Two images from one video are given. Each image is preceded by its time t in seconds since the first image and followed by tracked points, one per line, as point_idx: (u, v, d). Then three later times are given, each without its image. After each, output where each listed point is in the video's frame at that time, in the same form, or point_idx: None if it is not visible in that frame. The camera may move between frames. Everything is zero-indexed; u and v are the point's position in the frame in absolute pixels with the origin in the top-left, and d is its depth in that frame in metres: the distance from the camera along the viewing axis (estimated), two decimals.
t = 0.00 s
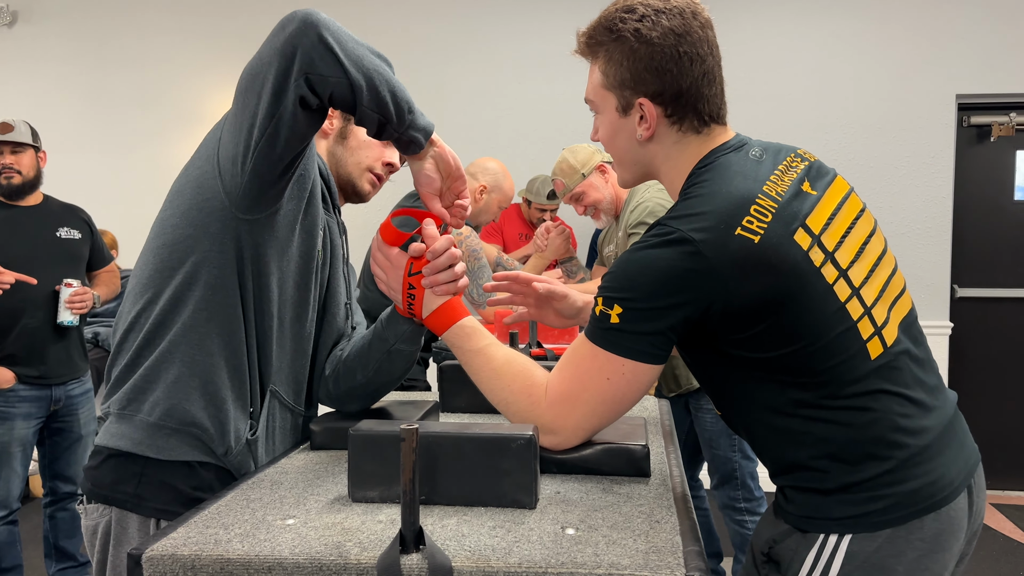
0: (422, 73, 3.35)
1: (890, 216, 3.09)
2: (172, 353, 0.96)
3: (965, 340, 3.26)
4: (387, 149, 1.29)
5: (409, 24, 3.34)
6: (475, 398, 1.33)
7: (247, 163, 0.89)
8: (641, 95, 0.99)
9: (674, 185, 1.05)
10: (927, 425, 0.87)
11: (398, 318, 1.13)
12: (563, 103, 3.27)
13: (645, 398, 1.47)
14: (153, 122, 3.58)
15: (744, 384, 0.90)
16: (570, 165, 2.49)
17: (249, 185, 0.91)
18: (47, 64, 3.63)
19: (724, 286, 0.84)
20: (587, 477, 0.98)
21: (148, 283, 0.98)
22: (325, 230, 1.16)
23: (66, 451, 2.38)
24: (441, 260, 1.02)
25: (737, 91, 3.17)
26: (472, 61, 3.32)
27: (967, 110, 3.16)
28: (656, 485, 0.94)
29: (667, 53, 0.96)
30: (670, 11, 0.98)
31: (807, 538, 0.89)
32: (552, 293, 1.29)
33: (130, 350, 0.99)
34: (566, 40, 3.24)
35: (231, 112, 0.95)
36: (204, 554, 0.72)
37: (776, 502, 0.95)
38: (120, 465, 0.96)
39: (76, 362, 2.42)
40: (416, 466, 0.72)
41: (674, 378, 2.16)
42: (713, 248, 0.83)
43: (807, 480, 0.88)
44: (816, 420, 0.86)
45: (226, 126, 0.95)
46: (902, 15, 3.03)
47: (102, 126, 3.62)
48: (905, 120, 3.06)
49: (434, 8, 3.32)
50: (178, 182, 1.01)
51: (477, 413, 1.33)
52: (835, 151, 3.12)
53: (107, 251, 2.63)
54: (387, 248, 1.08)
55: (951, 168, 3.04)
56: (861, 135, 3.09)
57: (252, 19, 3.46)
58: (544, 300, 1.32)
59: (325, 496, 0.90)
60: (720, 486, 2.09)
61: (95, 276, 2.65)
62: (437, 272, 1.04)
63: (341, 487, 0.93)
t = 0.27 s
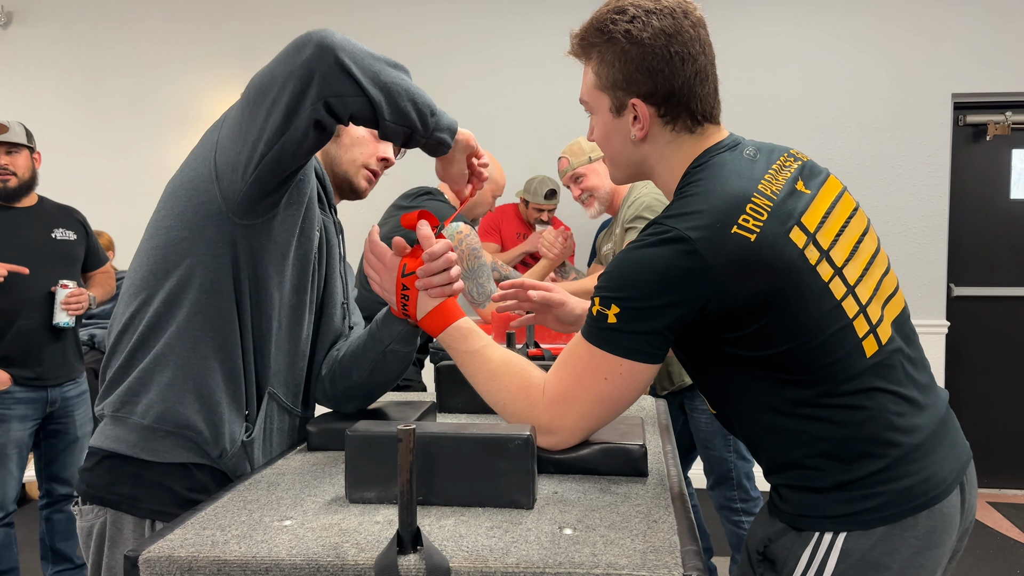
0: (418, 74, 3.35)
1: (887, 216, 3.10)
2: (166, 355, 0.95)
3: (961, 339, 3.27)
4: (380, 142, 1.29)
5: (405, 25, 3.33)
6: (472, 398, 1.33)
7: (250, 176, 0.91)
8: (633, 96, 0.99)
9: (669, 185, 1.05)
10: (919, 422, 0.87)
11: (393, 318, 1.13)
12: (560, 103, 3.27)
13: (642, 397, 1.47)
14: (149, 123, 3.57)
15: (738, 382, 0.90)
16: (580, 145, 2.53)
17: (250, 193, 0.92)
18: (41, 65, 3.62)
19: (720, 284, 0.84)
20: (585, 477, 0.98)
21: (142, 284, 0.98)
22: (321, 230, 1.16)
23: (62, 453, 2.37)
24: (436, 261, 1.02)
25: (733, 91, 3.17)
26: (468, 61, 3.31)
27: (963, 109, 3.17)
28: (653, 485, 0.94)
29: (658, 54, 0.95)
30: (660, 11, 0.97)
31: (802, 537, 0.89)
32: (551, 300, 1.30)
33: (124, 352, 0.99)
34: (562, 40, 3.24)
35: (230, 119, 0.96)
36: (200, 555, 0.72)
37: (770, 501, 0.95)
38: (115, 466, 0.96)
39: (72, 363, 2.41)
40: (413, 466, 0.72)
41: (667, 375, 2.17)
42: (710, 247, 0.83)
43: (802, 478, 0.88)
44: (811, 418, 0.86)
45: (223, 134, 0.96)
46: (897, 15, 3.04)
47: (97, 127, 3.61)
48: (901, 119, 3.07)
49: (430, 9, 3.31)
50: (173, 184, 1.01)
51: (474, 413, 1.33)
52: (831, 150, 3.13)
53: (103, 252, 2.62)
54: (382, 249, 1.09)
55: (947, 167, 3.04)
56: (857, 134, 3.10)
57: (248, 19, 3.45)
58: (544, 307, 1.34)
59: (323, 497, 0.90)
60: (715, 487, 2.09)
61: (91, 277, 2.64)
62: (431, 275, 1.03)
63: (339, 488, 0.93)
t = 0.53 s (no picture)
0: (414, 73, 3.34)
1: (883, 215, 3.10)
2: (162, 362, 0.95)
3: (958, 338, 3.27)
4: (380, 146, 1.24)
5: (402, 24, 3.33)
6: (469, 398, 1.33)
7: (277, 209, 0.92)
8: (624, 96, 0.99)
9: (666, 184, 1.05)
10: (913, 423, 0.87)
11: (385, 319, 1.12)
12: (556, 103, 3.27)
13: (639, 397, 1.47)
14: (145, 124, 3.56)
15: (734, 383, 0.90)
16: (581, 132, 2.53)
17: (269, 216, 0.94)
18: (37, 66, 3.61)
19: (718, 286, 0.84)
20: (583, 477, 0.98)
21: (138, 289, 0.97)
22: (320, 233, 1.16)
23: (59, 454, 2.36)
24: (426, 268, 1.01)
25: (730, 90, 3.17)
26: (465, 61, 3.31)
27: (959, 108, 3.18)
28: (651, 484, 0.94)
29: (647, 54, 0.95)
30: (648, 10, 0.97)
31: (799, 537, 0.89)
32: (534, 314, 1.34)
33: (119, 357, 0.99)
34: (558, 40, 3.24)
35: (243, 134, 0.92)
36: (198, 556, 0.72)
37: (766, 501, 0.95)
38: (111, 468, 0.96)
39: (68, 363, 2.40)
40: (411, 467, 0.72)
41: (657, 373, 2.17)
42: (708, 249, 0.83)
43: (798, 479, 0.88)
44: (806, 419, 0.86)
45: (234, 151, 0.92)
46: (894, 14, 3.04)
47: (93, 128, 3.60)
48: (897, 118, 3.07)
49: (427, 9, 3.31)
50: (169, 188, 1.00)
51: (471, 413, 1.33)
52: (828, 150, 3.13)
53: (98, 252, 2.62)
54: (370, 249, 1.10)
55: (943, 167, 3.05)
56: (854, 133, 3.10)
57: (244, 19, 3.44)
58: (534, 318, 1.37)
59: (320, 497, 0.90)
60: (710, 484, 2.09)
61: (87, 278, 2.64)
62: (421, 280, 1.02)
63: (337, 488, 0.93)
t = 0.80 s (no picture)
0: (412, 73, 3.34)
1: (880, 214, 3.11)
2: (172, 360, 0.95)
3: (955, 337, 3.28)
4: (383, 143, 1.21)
5: (399, 24, 3.33)
6: (466, 398, 1.33)
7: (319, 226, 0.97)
8: (618, 93, 0.99)
9: (655, 183, 1.05)
10: (904, 422, 0.88)
11: (381, 318, 1.12)
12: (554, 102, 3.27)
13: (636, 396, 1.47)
14: (143, 124, 3.55)
15: (726, 381, 0.90)
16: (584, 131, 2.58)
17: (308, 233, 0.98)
18: (34, 66, 3.60)
19: (711, 285, 0.84)
20: (581, 477, 0.98)
21: (149, 286, 0.98)
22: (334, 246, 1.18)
23: (56, 454, 2.36)
24: (423, 264, 1.00)
25: (727, 90, 3.17)
26: (462, 60, 3.31)
27: (956, 108, 3.18)
28: (648, 485, 0.94)
29: (644, 52, 0.95)
30: (648, 7, 0.97)
31: (792, 535, 0.89)
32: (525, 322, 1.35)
33: (125, 353, 0.98)
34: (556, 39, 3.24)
35: (294, 155, 0.95)
36: (194, 557, 0.72)
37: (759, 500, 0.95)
38: (110, 468, 0.96)
39: (65, 364, 2.40)
40: (408, 467, 0.71)
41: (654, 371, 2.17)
42: (702, 248, 0.83)
43: (791, 477, 0.88)
44: (799, 418, 0.86)
45: (285, 173, 0.94)
46: (891, 14, 3.04)
47: (90, 128, 3.59)
48: (894, 118, 3.08)
49: (425, 9, 3.31)
50: (186, 188, 1.01)
51: (468, 414, 1.33)
52: (825, 149, 3.14)
53: (94, 253, 2.62)
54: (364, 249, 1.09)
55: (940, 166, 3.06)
56: (851, 133, 3.11)
57: (241, 19, 3.43)
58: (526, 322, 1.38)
59: (317, 498, 0.90)
60: (706, 483, 2.09)
61: (83, 278, 2.63)
62: (419, 277, 1.01)
63: (334, 489, 0.93)
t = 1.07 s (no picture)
0: (411, 72, 3.34)
1: (879, 214, 3.11)
2: (174, 359, 0.95)
3: (953, 337, 3.28)
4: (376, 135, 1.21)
5: (398, 23, 3.32)
6: (464, 398, 1.33)
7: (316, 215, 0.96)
8: (609, 91, 0.99)
9: (651, 181, 1.04)
10: (899, 420, 0.88)
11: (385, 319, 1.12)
12: (552, 102, 3.26)
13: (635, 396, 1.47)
14: (141, 124, 3.55)
15: (721, 381, 0.90)
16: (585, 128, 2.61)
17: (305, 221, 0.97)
18: (32, 66, 3.60)
19: (707, 284, 0.84)
20: (580, 477, 0.98)
21: (149, 284, 0.97)
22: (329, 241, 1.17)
23: (54, 454, 2.35)
24: (427, 260, 1.02)
25: (726, 90, 3.17)
26: (461, 60, 3.30)
27: (955, 108, 3.19)
28: (647, 485, 0.94)
29: (633, 49, 0.95)
30: (636, 7, 0.97)
31: (788, 536, 0.89)
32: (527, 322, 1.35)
33: (126, 352, 0.98)
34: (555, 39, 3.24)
35: (290, 147, 0.94)
36: (193, 558, 0.72)
37: (755, 500, 0.95)
38: (110, 469, 0.95)
39: (62, 364, 2.39)
40: (407, 467, 0.71)
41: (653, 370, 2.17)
42: (697, 245, 0.83)
43: (787, 477, 0.88)
44: (795, 417, 0.86)
45: (283, 164, 0.94)
46: (890, 14, 3.04)
47: (88, 128, 3.58)
48: (893, 118, 3.08)
49: (424, 9, 3.31)
50: (182, 185, 1.00)
51: (467, 414, 1.33)
52: (824, 149, 3.14)
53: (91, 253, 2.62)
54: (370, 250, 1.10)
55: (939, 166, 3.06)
56: (850, 133, 3.11)
57: (240, 19, 3.43)
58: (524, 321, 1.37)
59: (316, 498, 0.90)
60: (709, 483, 2.10)
61: (80, 278, 2.63)
62: (424, 272, 1.03)
63: (332, 489, 0.93)
